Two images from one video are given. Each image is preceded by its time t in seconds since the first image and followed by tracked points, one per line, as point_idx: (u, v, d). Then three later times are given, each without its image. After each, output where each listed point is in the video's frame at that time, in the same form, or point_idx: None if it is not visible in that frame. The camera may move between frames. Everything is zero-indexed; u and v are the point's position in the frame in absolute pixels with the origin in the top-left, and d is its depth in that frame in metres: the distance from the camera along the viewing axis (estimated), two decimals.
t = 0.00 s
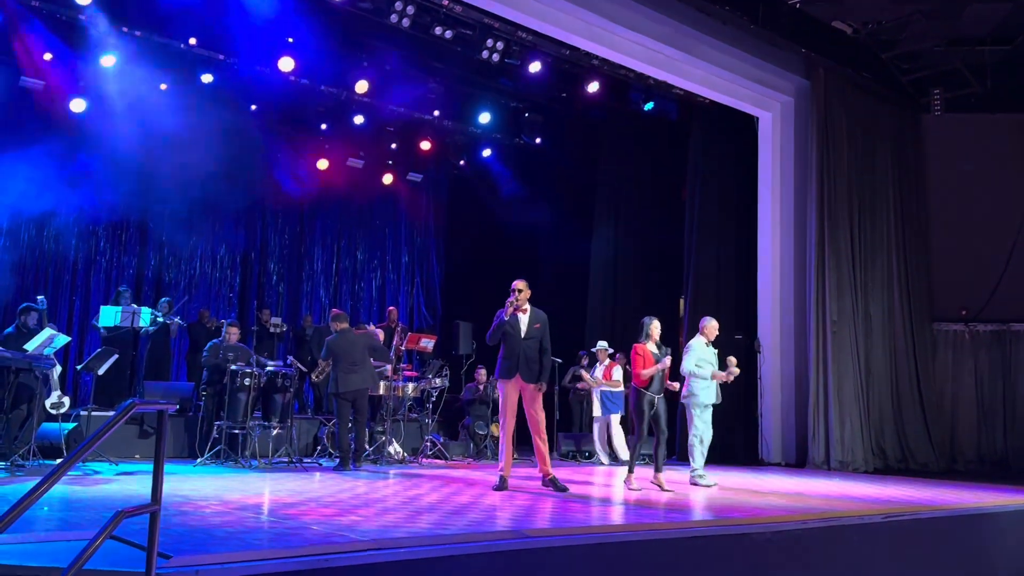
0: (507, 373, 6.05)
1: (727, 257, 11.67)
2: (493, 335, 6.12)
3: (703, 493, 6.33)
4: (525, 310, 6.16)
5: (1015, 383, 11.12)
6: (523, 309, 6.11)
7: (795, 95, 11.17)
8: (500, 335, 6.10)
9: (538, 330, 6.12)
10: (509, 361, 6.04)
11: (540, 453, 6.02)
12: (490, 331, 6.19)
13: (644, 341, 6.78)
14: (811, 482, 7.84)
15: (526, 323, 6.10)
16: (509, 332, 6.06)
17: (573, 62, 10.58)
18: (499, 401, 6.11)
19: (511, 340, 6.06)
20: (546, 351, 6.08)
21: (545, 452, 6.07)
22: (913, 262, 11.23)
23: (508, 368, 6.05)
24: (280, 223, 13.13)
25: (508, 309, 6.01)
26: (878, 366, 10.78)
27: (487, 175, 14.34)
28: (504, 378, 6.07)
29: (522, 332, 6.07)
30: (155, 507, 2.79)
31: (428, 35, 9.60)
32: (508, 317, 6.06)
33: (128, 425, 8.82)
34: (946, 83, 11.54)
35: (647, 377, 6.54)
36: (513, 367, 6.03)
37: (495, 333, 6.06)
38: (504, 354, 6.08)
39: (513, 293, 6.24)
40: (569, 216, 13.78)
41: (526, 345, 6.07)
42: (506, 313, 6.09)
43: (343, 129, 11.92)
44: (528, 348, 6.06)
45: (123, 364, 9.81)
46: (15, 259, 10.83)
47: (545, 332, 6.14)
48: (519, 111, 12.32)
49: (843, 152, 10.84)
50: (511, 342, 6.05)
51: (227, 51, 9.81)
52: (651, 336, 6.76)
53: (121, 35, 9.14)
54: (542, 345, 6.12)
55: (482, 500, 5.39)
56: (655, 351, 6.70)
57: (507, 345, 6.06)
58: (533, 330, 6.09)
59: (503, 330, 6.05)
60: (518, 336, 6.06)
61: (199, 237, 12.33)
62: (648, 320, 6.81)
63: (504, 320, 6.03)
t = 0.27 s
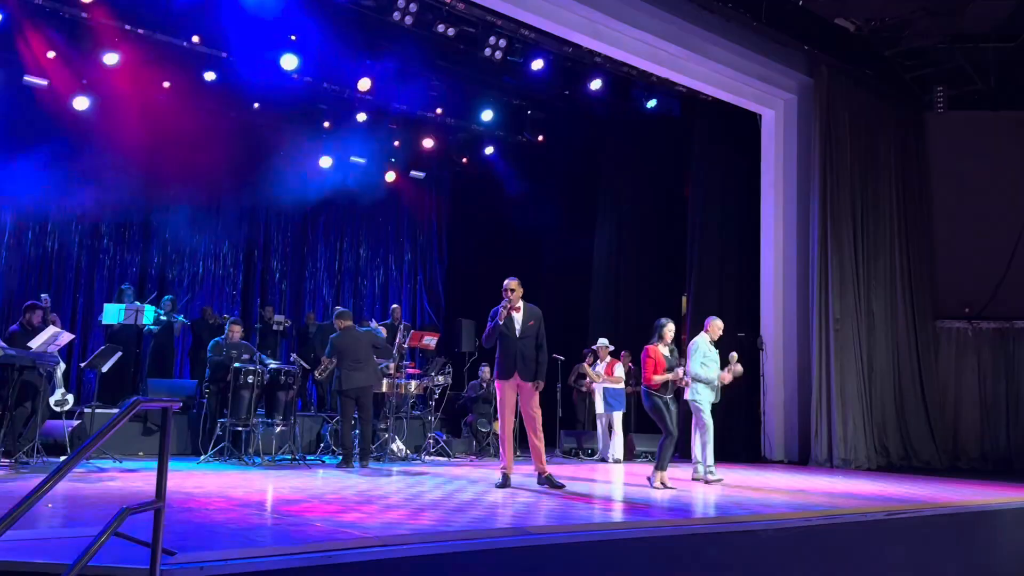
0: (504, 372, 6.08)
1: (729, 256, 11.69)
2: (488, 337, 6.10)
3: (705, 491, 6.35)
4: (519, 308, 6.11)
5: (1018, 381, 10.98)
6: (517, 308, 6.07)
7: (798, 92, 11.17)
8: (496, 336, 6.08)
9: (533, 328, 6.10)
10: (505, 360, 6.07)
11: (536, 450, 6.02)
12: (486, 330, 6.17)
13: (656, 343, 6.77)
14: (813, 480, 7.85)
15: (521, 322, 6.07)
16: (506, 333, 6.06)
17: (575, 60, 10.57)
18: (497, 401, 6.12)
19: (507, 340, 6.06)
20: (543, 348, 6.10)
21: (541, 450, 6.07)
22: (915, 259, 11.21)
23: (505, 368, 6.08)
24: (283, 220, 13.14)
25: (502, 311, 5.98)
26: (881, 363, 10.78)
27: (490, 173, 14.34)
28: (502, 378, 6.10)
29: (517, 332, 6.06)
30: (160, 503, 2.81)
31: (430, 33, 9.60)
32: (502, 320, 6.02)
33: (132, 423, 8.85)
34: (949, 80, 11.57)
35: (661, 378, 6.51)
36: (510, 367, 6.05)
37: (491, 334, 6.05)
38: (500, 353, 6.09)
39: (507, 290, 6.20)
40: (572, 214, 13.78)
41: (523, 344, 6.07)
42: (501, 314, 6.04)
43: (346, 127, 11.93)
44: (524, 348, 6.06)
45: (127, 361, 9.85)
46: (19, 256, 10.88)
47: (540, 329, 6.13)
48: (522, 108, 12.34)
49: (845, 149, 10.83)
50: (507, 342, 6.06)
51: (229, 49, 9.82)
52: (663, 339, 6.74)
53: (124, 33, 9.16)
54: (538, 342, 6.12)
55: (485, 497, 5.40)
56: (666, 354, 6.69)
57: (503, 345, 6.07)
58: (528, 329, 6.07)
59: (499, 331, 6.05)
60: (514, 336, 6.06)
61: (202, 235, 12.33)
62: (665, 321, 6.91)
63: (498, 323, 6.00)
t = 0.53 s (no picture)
0: (505, 370, 6.08)
1: (732, 254, 11.69)
2: (489, 335, 6.14)
3: (707, 488, 6.35)
4: (517, 306, 6.14)
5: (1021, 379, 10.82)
6: (516, 306, 6.09)
7: (801, 90, 11.16)
8: (496, 335, 6.12)
9: (532, 324, 6.12)
10: (506, 359, 6.06)
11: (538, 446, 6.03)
12: (486, 328, 6.21)
13: (669, 340, 6.81)
14: (816, 477, 7.85)
15: (520, 319, 6.09)
16: (506, 331, 6.09)
17: (578, 57, 10.55)
18: (499, 399, 6.12)
19: (507, 339, 6.08)
20: (544, 344, 6.11)
21: (544, 445, 6.09)
22: (918, 257, 11.19)
23: (506, 366, 6.07)
24: (286, 218, 13.14)
25: (502, 310, 6.01)
26: (883, 361, 10.77)
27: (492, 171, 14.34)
28: (503, 376, 6.09)
29: (516, 329, 6.08)
30: (164, 501, 2.82)
31: (432, 30, 9.59)
32: (503, 319, 6.04)
33: (135, 421, 8.87)
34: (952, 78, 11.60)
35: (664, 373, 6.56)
36: (511, 365, 6.05)
37: (491, 333, 6.09)
38: (501, 352, 6.08)
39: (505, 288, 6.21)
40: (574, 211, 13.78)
41: (523, 342, 6.06)
42: (500, 313, 6.07)
43: (349, 125, 11.94)
44: (524, 346, 6.05)
45: (131, 359, 9.87)
46: (24, 252, 10.87)
47: (540, 325, 6.16)
48: (525, 106, 12.34)
49: (849, 146, 10.81)
50: (507, 340, 6.07)
51: (232, 47, 9.83)
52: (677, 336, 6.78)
53: (127, 31, 9.17)
54: (538, 336, 6.16)
55: (487, 494, 5.42)
56: (678, 351, 6.72)
57: (503, 343, 6.08)
58: (528, 325, 6.10)
59: (500, 330, 6.08)
60: (514, 334, 6.08)
61: (205, 232, 12.34)
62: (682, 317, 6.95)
63: (499, 322, 6.02)
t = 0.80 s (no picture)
0: (505, 370, 6.07)
1: (734, 252, 11.69)
2: (489, 334, 6.14)
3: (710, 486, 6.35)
4: (517, 306, 6.12)
5: None
6: (515, 306, 6.09)
7: (803, 88, 11.15)
8: (496, 335, 6.13)
9: (531, 324, 6.12)
10: (506, 359, 6.04)
11: (539, 445, 6.04)
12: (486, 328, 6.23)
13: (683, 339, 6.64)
14: (819, 475, 7.84)
15: (520, 319, 6.09)
16: (507, 332, 6.08)
17: (579, 55, 10.56)
18: (499, 398, 6.11)
19: (508, 339, 6.07)
20: (544, 343, 6.12)
21: (544, 443, 6.09)
22: (920, 255, 11.18)
23: (506, 366, 6.06)
24: (288, 216, 13.15)
25: (502, 311, 6.03)
26: (885, 359, 10.77)
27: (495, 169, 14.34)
28: (503, 376, 6.07)
29: (516, 330, 6.07)
30: (165, 499, 2.83)
31: (434, 28, 9.63)
32: (503, 320, 6.06)
33: (137, 419, 8.89)
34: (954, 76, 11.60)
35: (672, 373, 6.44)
36: (511, 365, 6.04)
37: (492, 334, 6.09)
38: (501, 352, 6.07)
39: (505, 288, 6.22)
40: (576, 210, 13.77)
41: (523, 342, 6.06)
42: (500, 312, 6.07)
43: (351, 123, 11.95)
44: (524, 346, 6.05)
45: (133, 357, 9.89)
46: (27, 252, 10.95)
47: (539, 325, 6.15)
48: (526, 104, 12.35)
49: (851, 144, 10.80)
50: (507, 341, 6.07)
51: (234, 46, 9.85)
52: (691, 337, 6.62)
53: (129, 31, 9.22)
54: (538, 338, 6.15)
55: (489, 492, 5.42)
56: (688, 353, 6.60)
57: (504, 343, 6.07)
58: (528, 326, 6.10)
59: (501, 331, 6.09)
60: (514, 334, 6.07)
61: (207, 232, 12.41)
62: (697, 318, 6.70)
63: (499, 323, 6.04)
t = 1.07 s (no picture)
0: (505, 368, 6.08)
1: (735, 249, 11.68)
2: (490, 333, 6.16)
3: (711, 483, 6.36)
4: (517, 305, 6.14)
5: None
6: (516, 305, 6.11)
7: (804, 85, 11.15)
8: (497, 333, 6.14)
9: (531, 323, 6.15)
10: (506, 357, 6.05)
11: (540, 443, 6.04)
12: (486, 327, 6.24)
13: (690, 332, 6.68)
14: (819, 473, 7.85)
15: (520, 318, 6.11)
16: (507, 331, 6.08)
17: (581, 53, 10.56)
18: (499, 397, 6.13)
19: (508, 338, 6.08)
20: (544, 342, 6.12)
21: (544, 441, 6.10)
22: (922, 252, 11.18)
23: (505, 365, 6.07)
24: (289, 214, 13.15)
25: (503, 309, 6.04)
26: (887, 357, 10.77)
27: (496, 167, 14.35)
28: (502, 374, 6.09)
29: (516, 329, 6.08)
30: (166, 494, 2.83)
31: (436, 26, 9.64)
32: (504, 319, 6.07)
33: (139, 416, 8.88)
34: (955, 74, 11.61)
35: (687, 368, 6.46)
36: (511, 363, 6.05)
37: (492, 333, 6.10)
38: (501, 351, 6.08)
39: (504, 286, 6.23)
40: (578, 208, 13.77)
41: (523, 340, 6.08)
42: (501, 311, 6.10)
43: (352, 121, 11.96)
44: (524, 344, 6.06)
45: (135, 355, 9.89)
46: (29, 250, 10.83)
47: (540, 324, 6.19)
48: (528, 102, 12.35)
49: (852, 142, 10.80)
50: (507, 339, 6.08)
51: (236, 43, 9.85)
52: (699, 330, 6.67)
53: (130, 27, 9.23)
54: (538, 336, 6.17)
55: (490, 490, 5.42)
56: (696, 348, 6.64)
57: (504, 342, 6.08)
58: (528, 324, 6.12)
59: (501, 330, 6.10)
60: (514, 333, 6.08)
61: (209, 229, 12.38)
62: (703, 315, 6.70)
63: (499, 322, 6.05)
